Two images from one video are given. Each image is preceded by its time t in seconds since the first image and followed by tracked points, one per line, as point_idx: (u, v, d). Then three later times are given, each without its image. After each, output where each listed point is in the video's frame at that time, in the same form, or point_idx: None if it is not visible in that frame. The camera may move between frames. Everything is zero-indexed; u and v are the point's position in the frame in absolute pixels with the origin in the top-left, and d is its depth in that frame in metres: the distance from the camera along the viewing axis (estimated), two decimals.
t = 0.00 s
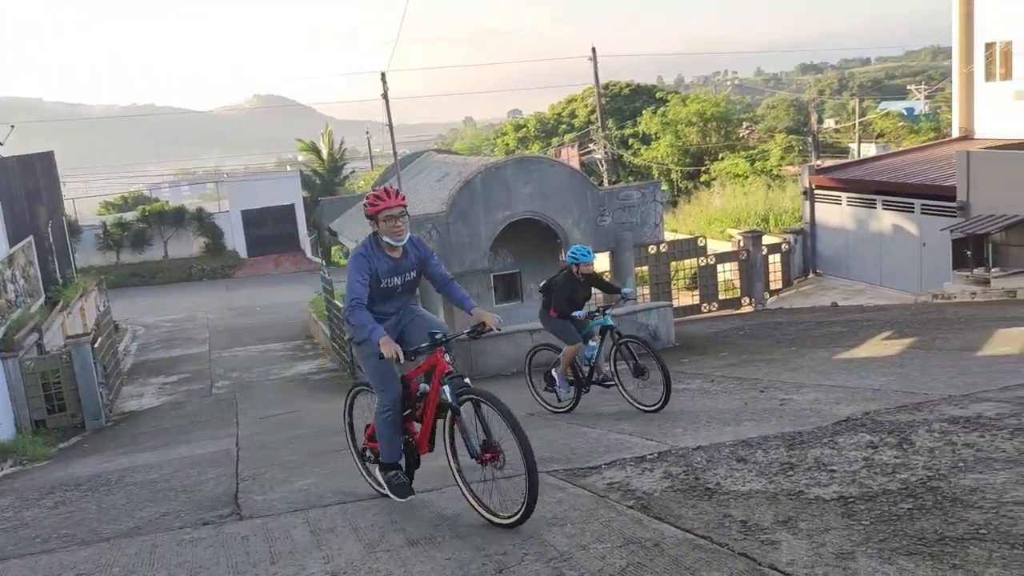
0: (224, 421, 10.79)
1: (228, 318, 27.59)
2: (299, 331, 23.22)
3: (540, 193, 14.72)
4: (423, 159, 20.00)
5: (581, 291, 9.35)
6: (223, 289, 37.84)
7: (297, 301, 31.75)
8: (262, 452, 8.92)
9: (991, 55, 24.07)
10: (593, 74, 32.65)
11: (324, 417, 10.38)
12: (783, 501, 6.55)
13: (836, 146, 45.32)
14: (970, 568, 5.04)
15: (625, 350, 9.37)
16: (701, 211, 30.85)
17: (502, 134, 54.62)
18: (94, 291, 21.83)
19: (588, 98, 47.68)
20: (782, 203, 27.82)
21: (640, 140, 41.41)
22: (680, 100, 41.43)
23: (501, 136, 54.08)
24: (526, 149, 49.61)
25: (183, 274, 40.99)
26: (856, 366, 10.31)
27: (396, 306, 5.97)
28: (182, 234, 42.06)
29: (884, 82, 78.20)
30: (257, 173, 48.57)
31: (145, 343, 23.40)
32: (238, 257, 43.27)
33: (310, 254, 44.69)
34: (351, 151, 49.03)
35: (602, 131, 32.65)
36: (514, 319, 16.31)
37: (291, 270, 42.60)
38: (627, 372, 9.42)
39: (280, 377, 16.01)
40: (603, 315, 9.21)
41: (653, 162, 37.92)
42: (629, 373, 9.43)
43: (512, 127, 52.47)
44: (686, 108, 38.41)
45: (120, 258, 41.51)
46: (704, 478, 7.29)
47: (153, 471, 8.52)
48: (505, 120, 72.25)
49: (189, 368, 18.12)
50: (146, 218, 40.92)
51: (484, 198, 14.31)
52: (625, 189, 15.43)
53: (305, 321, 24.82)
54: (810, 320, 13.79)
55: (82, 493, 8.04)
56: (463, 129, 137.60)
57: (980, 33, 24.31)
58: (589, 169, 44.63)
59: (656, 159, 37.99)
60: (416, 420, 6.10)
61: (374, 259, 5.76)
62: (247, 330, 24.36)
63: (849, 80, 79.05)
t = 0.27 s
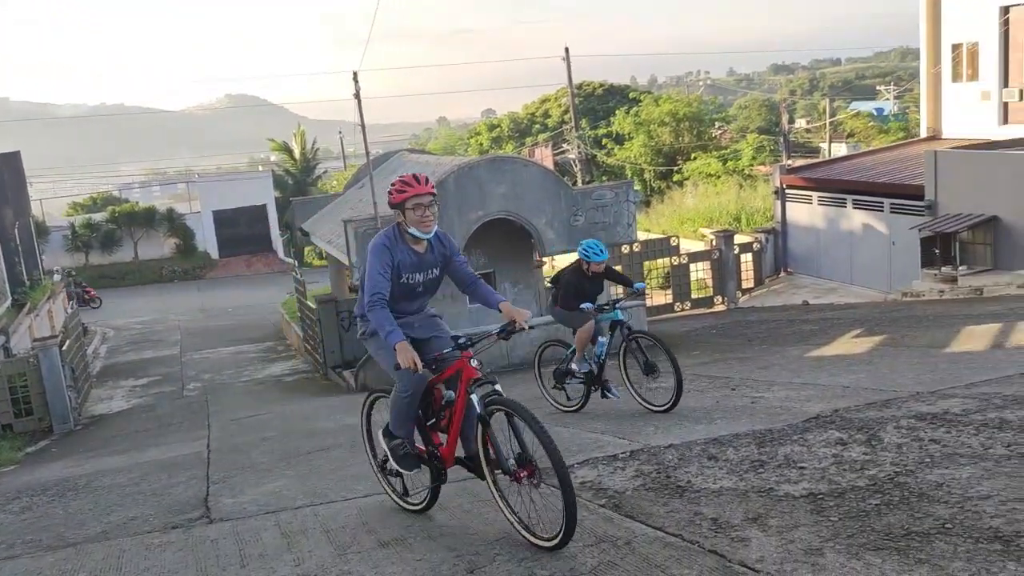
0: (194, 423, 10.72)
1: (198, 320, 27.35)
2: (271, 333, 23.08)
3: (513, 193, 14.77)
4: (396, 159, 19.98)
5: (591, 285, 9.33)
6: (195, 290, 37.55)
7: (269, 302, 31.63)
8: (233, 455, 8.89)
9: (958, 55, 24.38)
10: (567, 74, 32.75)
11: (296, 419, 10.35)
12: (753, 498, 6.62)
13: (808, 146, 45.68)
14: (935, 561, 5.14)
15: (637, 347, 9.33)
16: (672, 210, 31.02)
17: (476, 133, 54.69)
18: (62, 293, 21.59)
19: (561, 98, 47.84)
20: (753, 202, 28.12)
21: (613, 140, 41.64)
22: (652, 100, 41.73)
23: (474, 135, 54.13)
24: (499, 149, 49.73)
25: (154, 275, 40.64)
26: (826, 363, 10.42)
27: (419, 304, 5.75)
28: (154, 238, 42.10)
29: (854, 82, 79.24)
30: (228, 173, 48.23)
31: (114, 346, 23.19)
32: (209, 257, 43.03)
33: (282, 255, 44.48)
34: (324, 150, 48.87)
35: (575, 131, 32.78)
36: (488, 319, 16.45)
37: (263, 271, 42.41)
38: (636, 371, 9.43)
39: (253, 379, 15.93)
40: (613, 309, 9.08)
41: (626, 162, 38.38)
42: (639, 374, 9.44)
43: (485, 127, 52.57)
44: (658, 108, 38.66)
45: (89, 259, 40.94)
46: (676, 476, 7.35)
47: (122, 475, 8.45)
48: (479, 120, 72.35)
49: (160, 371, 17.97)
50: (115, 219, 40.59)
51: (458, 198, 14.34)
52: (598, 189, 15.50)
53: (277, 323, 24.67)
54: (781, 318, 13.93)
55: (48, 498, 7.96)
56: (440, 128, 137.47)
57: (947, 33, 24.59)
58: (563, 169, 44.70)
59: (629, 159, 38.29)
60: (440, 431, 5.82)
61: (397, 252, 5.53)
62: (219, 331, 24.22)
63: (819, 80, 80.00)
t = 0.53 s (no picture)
0: (153, 430, 10.60)
1: (158, 325, 27.06)
2: (232, 337, 22.82)
3: (478, 195, 14.79)
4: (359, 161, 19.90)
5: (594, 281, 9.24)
6: (157, 294, 37.11)
7: (232, 305, 31.43)
8: (194, 461, 8.82)
9: (914, 60, 24.78)
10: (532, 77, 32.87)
11: (258, 424, 10.27)
12: (714, 497, 6.70)
13: (769, 149, 46.39)
14: (890, 557, 5.24)
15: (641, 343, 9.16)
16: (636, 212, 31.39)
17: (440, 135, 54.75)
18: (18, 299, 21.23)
19: (526, 100, 48.03)
20: (716, 203, 28.46)
21: (577, 142, 41.90)
22: (615, 103, 42.10)
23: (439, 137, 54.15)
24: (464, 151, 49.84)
25: (114, 279, 40.13)
26: (787, 363, 10.55)
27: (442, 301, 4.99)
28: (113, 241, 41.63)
29: (814, 86, 80.65)
30: (190, 175, 47.71)
31: (72, 352, 22.84)
32: (170, 261, 42.66)
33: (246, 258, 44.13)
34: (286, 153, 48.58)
35: (540, 134, 32.92)
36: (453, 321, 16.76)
37: (226, 274, 42.11)
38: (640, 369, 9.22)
39: (216, 383, 15.76)
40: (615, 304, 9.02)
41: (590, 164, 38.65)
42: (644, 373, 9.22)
43: (450, 129, 52.67)
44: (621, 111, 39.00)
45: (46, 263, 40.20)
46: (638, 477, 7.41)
47: (79, 484, 8.33)
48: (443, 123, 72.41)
49: (120, 376, 17.73)
50: (73, 223, 40.23)
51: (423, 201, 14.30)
52: (562, 191, 15.60)
53: (238, 328, 24.41)
54: (743, 319, 14.10)
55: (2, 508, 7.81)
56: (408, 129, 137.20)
57: (904, 38, 25.00)
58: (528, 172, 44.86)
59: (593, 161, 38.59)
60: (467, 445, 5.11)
61: (406, 248, 4.81)
62: (179, 336, 23.96)
63: (780, 84, 81.28)
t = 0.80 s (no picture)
0: (97, 442, 10.38)
1: (104, 334, 26.55)
2: (182, 347, 22.43)
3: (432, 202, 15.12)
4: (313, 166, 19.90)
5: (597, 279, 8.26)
6: (105, 301, 36.37)
7: (181, 313, 31.01)
8: (140, 473, 8.68)
9: (861, 68, 25.38)
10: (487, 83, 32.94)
11: (207, 434, 10.12)
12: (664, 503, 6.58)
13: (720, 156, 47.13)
14: (836, 560, 5.13)
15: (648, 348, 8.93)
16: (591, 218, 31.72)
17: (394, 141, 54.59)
18: None
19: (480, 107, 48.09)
20: (669, 209, 28.86)
21: (531, 149, 42.09)
22: (569, 110, 42.43)
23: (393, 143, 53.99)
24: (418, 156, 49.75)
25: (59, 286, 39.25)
26: (737, 368, 10.69)
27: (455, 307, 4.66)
28: (59, 248, 40.78)
29: (764, 94, 82.16)
30: (138, 180, 46.84)
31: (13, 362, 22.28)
32: (118, 268, 41.98)
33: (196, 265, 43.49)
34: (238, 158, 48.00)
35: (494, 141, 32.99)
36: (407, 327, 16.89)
37: (176, 282, 41.53)
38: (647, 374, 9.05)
39: (166, 393, 15.51)
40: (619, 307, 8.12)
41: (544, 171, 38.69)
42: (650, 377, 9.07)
43: (404, 135, 52.60)
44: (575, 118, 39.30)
45: None
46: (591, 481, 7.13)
47: (19, 499, 8.13)
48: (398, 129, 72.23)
49: (65, 387, 17.34)
50: (15, 230, 39.61)
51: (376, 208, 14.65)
52: (517, 197, 15.71)
53: (188, 337, 24.01)
54: (695, 324, 14.28)
55: None
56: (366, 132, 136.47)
57: (851, 47, 25.63)
58: (483, 178, 44.96)
59: (547, 168, 38.77)
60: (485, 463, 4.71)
61: (412, 251, 4.48)
62: (126, 345, 23.50)
63: (731, 91, 82.68)
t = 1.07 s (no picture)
0: (25, 461, 10.10)
1: (33, 350, 25.81)
2: (116, 362, 21.90)
3: (370, 211, 15.77)
4: (251, 176, 19.65)
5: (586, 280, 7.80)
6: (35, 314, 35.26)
7: (115, 327, 30.32)
8: (70, 492, 8.48)
9: (796, 82, 26.24)
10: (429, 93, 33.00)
11: (142, 450, 9.92)
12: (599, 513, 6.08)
13: (661, 167, 47.95)
14: (772, 566, 4.70)
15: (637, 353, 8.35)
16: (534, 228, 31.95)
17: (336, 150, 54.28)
18: None
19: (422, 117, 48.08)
20: (611, 219, 29.31)
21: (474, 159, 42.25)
22: (511, 122, 42.78)
23: (335, 152, 53.62)
24: (361, 166, 49.54)
25: None
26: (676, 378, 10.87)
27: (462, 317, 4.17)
28: None
29: (704, 106, 83.86)
30: (70, 189, 45.60)
31: None
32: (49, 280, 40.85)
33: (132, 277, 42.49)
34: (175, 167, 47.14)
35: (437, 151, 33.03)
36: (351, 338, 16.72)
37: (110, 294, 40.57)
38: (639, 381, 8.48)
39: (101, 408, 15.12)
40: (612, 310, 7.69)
41: (487, 183, 39.02)
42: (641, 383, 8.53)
43: (346, 145, 52.34)
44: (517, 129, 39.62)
45: None
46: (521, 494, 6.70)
47: None
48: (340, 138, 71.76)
49: None
50: None
51: (315, 215, 15.28)
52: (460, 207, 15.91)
53: (123, 352, 23.45)
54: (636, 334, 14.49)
55: None
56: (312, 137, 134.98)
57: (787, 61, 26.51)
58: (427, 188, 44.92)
59: (490, 179, 38.96)
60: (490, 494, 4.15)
61: (424, 249, 3.95)
62: (57, 360, 22.81)
63: (673, 103, 84.24)
